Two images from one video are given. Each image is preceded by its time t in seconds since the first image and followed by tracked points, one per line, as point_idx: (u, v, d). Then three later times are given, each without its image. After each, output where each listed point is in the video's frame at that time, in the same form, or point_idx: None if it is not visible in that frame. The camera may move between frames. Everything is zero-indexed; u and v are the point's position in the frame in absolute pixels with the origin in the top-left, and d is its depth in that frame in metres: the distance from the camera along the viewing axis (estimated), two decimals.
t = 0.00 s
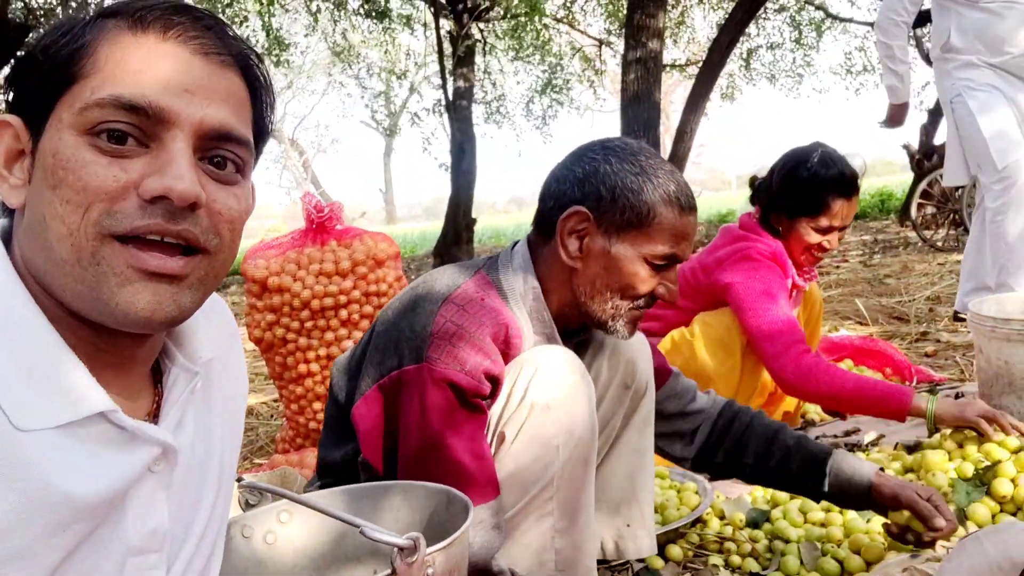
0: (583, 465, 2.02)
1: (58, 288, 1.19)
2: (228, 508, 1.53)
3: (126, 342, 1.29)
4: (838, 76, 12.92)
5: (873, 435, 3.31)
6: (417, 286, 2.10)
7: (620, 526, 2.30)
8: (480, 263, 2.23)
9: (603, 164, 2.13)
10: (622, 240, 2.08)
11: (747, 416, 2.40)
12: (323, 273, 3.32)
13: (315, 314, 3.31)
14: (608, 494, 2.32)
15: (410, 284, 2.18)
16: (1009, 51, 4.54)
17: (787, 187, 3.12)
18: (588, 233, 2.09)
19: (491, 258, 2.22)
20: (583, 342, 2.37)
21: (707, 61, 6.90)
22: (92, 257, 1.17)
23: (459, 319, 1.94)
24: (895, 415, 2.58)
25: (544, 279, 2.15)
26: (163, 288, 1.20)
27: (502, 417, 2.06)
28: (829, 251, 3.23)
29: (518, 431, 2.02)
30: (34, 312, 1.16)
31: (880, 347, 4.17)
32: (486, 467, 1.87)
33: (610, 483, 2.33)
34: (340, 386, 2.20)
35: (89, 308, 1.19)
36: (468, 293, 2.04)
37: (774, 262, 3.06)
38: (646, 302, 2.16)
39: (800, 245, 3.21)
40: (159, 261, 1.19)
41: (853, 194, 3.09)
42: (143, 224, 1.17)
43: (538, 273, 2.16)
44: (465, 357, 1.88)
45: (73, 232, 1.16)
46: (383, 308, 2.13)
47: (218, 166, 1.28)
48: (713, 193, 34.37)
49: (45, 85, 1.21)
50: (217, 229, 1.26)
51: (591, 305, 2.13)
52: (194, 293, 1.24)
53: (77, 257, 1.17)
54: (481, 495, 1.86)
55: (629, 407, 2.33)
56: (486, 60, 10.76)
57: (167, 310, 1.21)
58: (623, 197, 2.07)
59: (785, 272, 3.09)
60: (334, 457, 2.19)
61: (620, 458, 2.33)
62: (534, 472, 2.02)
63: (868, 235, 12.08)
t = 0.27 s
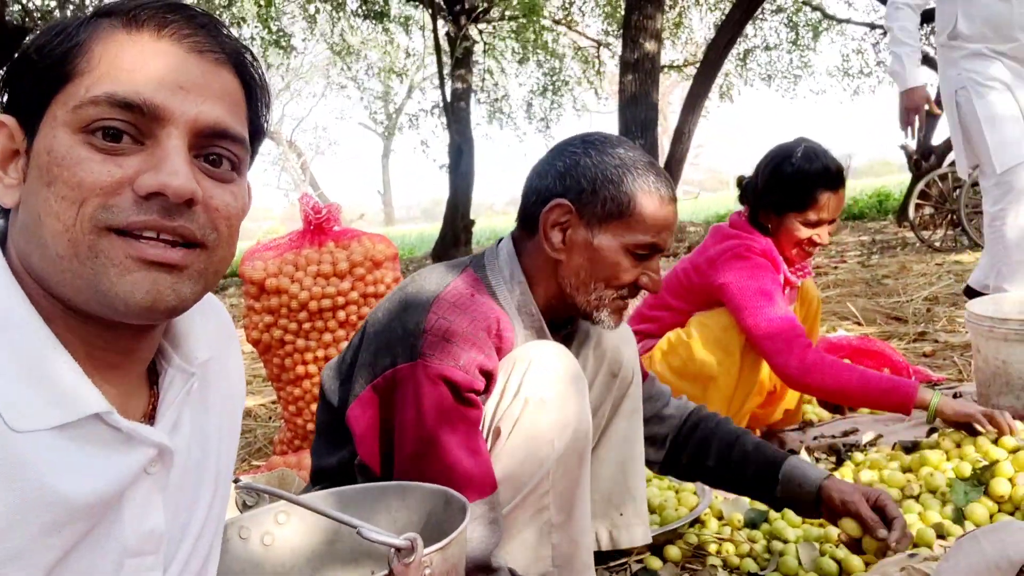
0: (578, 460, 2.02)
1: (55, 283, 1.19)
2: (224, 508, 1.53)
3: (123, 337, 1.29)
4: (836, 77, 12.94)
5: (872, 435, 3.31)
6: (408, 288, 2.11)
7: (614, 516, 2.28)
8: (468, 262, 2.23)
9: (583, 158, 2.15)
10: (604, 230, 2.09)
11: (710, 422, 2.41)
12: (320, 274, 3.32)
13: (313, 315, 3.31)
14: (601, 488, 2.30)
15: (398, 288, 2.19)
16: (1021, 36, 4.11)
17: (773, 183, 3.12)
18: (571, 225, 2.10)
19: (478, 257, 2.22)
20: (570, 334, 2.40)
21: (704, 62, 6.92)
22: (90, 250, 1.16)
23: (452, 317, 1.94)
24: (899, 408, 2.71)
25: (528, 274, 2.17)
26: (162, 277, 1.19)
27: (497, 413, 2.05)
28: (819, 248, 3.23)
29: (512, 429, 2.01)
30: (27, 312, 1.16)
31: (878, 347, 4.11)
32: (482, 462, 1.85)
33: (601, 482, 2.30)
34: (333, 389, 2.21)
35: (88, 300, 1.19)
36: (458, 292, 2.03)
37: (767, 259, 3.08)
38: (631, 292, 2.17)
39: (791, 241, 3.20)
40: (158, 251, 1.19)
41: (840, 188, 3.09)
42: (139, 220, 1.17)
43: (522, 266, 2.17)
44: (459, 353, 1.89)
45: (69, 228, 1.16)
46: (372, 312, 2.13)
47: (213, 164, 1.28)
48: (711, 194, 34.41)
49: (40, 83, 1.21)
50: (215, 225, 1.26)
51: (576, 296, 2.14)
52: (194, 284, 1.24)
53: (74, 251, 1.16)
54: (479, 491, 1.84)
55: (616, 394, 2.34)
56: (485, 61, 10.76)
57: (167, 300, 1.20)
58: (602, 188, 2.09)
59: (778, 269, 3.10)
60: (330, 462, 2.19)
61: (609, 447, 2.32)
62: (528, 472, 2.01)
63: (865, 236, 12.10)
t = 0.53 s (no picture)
0: (571, 458, 2.02)
1: (50, 287, 1.19)
2: (222, 511, 1.53)
3: (117, 342, 1.29)
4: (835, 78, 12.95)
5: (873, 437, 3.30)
6: (394, 288, 2.12)
7: (612, 514, 2.29)
8: (456, 261, 2.23)
9: (569, 151, 2.15)
10: (595, 221, 2.09)
11: (715, 443, 2.34)
12: (320, 276, 3.32)
13: (312, 317, 3.30)
14: (597, 485, 2.30)
15: (384, 292, 2.19)
16: None
17: (771, 181, 3.13)
18: (562, 219, 2.10)
19: (466, 254, 2.22)
20: (564, 330, 2.39)
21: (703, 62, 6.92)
22: (85, 255, 1.16)
23: (439, 311, 1.94)
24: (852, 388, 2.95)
25: (520, 270, 2.15)
26: (157, 282, 1.19)
27: (488, 410, 2.04)
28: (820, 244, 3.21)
29: (504, 422, 1.99)
30: (23, 316, 1.17)
31: (878, 348, 4.10)
32: (475, 456, 1.85)
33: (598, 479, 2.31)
34: (327, 386, 2.22)
35: (82, 305, 1.18)
36: (448, 288, 2.04)
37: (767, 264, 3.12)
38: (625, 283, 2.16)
39: (792, 238, 3.18)
40: (152, 256, 1.18)
41: (837, 181, 3.09)
42: (136, 221, 1.17)
43: (512, 264, 2.15)
44: (448, 347, 1.90)
45: (65, 230, 1.16)
46: (364, 313, 2.14)
47: (210, 165, 1.28)
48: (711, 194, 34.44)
49: (36, 84, 1.21)
50: (209, 227, 1.26)
51: (571, 289, 2.13)
52: (189, 288, 1.23)
53: (68, 254, 1.16)
54: (471, 485, 1.84)
55: (611, 391, 2.35)
56: (486, 62, 10.76)
57: (161, 306, 1.20)
58: (591, 180, 2.10)
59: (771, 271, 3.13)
60: (327, 459, 2.19)
61: (605, 445, 2.32)
62: (523, 468, 1.99)
63: (865, 237, 12.10)
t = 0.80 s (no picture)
0: (574, 459, 2.04)
1: (47, 294, 1.18)
2: (215, 513, 1.52)
3: (113, 347, 1.28)
4: (837, 78, 12.94)
5: (873, 437, 3.30)
6: (397, 289, 2.09)
7: (613, 515, 2.30)
8: (459, 263, 2.21)
9: (569, 153, 2.15)
10: (597, 224, 2.08)
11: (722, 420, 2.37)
12: (320, 277, 3.31)
13: (312, 318, 3.29)
14: (599, 488, 2.30)
15: (387, 292, 2.16)
16: None
17: (764, 181, 3.12)
18: (562, 223, 2.09)
19: (469, 256, 2.20)
20: (568, 333, 2.38)
21: (704, 61, 6.95)
22: (81, 262, 1.16)
23: (442, 317, 1.92)
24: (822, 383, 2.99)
25: (521, 274, 2.14)
26: (153, 289, 1.19)
27: (491, 415, 2.04)
28: (816, 242, 3.20)
29: (506, 431, 1.99)
30: (19, 316, 1.16)
31: (882, 348, 4.06)
32: (477, 463, 1.85)
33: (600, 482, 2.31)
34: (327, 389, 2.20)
35: (79, 312, 1.18)
36: (451, 292, 2.02)
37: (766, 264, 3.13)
38: (627, 285, 2.17)
39: (786, 237, 3.18)
40: (149, 263, 1.18)
41: (832, 179, 3.08)
42: (134, 227, 1.16)
43: (516, 266, 2.14)
44: (451, 354, 1.88)
45: (62, 236, 1.16)
46: (366, 313, 2.12)
47: (206, 166, 1.28)
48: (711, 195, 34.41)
49: (34, 83, 1.21)
50: (202, 233, 1.24)
51: (573, 293, 2.12)
52: (183, 297, 1.23)
53: (64, 260, 1.16)
54: (474, 492, 1.84)
55: (614, 393, 2.33)
56: (487, 63, 10.75)
57: (155, 312, 1.19)
58: (593, 182, 2.09)
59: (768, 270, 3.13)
60: (325, 465, 2.19)
61: (607, 447, 2.33)
62: (525, 472, 2.00)
63: (867, 237, 12.08)
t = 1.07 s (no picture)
0: (592, 472, 2.03)
1: (48, 292, 1.19)
2: (216, 517, 1.53)
3: (114, 345, 1.28)
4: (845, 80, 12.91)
5: (882, 440, 3.28)
6: (426, 290, 2.10)
7: (624, 532, 2.28)
8: (490, 267, 2.22)
9: (602, 162, 2.14)
10: (629, 234, 2.07)
11: (785, 410, 2.38)
12: (326, 280, 3.31)
13: (318, 322, 3.29)
14: (613, 501, 2.30)
15: (416, 289, 2.17)
16: None
17: (767, 187, 3.12)
18: (594, 231, 2.08)
19: (501, 261, 2.22)
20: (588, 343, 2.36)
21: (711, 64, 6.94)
22: (81, 260, 1.16)
23: (471, 323, 1.95)
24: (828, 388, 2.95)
25: (553, 281, 2.14)
26: (156, 282, 1.19)
27: (510, 424, 2.04)
28: (820, 248, 3.19)
29: (525, 439, 2.00)
30: (16, 320, 1.16)
31: (887, 352, 4.08)
32: (494, 470, 1.87)
33: (615, 493, 2.31)
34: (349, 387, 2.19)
35: (82, 306, 1.18)
36: (481, 298, 2.04)
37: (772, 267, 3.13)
38: (659, 294, 2.15)
39: (792, 243, 3.17)
40: (153, 256, 1.18)
41: (833, 185, 3.06)
42: (134, 227, 1.16)
43: (548, 273, 2.14)
44: (477, 361, 1.90)
45: (62, 235, 1.16)
46: (393, 311, 2.13)
47: (207, 169, 1.28)
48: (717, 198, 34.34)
49: (34, 83, 1.21)
50: (205, 234, 1.25)
51: (604, 302, 2.11)
52: (187, 289, 1.24)
53: (65, 258, 1.16)
54: (491, 501, 1.87)
55: (635, 409, 2.31)
56: (493, 66, 10.77)
57: (159, 305, 1.20)
58: (623, 190, 2.07)
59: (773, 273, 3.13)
60: (341, 459, 2.20)
61: (623, 464, 2.33)
62: (541, 480, 2.00)
63: (874, 240, 12.03)
